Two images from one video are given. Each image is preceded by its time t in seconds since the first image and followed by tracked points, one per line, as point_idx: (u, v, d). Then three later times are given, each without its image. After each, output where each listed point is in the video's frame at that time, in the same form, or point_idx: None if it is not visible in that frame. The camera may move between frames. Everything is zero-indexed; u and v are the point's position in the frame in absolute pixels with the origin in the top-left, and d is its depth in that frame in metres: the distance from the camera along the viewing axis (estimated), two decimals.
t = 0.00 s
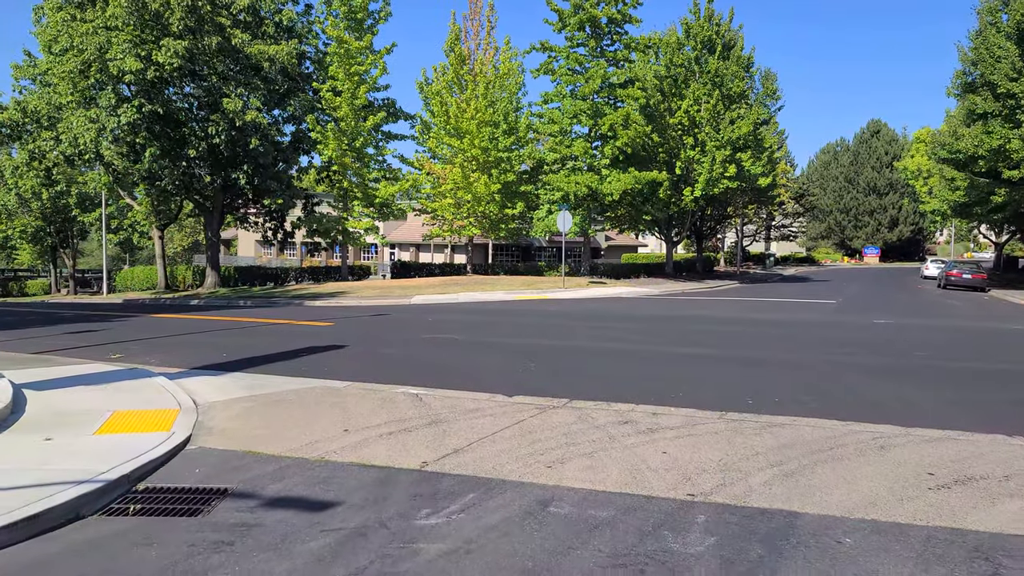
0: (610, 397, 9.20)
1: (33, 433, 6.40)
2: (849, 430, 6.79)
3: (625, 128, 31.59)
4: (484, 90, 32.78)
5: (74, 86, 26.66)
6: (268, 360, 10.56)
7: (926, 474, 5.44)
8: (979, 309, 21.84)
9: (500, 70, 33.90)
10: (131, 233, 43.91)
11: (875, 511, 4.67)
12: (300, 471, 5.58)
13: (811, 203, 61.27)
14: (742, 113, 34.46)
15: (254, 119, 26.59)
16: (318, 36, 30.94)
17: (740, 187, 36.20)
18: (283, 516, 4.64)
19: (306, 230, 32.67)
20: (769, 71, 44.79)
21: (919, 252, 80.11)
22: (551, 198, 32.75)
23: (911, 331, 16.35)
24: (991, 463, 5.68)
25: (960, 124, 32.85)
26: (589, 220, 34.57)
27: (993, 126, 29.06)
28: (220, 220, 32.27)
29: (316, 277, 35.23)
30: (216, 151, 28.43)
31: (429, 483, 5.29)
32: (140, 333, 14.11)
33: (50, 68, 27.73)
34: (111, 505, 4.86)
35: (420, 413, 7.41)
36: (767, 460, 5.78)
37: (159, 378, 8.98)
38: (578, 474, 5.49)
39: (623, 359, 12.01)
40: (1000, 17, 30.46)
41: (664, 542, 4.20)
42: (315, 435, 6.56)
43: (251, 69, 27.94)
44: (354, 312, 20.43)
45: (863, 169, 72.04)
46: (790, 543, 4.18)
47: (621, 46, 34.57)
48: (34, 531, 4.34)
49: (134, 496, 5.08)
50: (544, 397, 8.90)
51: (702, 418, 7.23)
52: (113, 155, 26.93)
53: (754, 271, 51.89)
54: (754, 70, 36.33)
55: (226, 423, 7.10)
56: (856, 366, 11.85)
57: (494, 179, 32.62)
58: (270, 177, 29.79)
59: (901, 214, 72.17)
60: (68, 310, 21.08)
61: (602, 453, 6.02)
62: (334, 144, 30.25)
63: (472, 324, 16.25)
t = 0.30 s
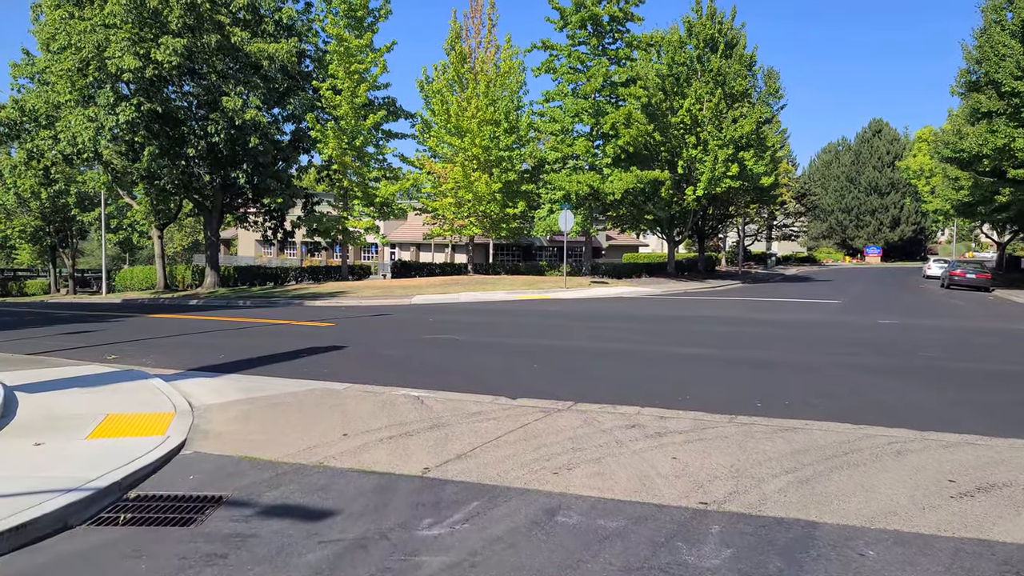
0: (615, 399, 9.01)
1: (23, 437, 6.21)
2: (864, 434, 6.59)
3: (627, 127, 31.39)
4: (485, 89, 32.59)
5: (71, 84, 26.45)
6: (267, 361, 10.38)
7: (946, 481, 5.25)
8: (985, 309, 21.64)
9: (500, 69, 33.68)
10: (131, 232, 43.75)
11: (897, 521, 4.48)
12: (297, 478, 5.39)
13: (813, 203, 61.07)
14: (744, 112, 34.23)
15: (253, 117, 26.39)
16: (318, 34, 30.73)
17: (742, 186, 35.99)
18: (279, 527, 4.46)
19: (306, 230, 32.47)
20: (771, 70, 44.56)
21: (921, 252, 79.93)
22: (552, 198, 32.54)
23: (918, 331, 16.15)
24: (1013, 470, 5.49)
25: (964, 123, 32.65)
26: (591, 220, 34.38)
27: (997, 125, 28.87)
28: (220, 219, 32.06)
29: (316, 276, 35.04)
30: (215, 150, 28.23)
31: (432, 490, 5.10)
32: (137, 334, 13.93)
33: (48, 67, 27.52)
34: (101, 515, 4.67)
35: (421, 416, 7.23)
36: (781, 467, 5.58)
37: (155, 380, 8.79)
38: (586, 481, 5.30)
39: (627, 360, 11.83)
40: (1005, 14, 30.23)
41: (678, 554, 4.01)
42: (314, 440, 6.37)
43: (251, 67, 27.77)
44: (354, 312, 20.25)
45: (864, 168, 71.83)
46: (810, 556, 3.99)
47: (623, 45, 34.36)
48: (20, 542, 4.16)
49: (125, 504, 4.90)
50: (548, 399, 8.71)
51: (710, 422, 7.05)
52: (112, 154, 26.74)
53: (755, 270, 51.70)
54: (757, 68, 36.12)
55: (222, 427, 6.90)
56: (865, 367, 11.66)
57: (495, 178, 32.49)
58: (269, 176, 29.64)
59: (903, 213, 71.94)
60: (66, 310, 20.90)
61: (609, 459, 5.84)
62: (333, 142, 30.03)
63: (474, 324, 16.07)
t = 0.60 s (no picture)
0: (621, 402, 8.82)
1: (13, 445, 6.02)
2: (879, 440, 6.40)
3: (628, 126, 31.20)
4: (485, 87, 32.37)
5: (69, 83, 26.21)
6: (265, 364, 10.19)
7: (969, 490, 5.05)
8: (990, 309, 21.49)
9: (501, 67, 33.47)
10: (130, 232, 43.54)
11: (922, 534, 4.28)
12: (295, 488, 5.20)
13: (814, 202, 60.85)
14: (746, 110, 34.02)
15: (253, 116, 26.18)
16: (317, 33, 30.51)
17: (745, 186, 35.79)
18: (275, 541, 4.26)
19: (305, 230, 32.28)
20: (773, 69, 44.35)
21: (922, 251, 79.75)
22: (554, 197, 32.32)
23: (924, 332, 15.96)
24: None
25: (968, 122, 32.45)
26: (592, 219, 34.18)
27: (1002, 124, 28.68)
28: (219, 219, 31.84)
29: (316, 276, 34.85)
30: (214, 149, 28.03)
31: (434, 501, 4.91)
32: (134, 336, 13.73)
33: (46, 65, 27.28)
34: (90, 527, 4.49)
35: (423, 421, 7.04)
36: (795, 475, 5.40)
37: (150, 383, 8.59)
38: (595, 490, 5.10)
39: (632, 362, 11.64)
40: (1009, 13, 30.03)
41: (693, 571, 3.81)
42: (312, 446, 6.17)
43: (250, 66, 27.60)
44: (354, 312, 20.06)
45: (866, 168, 71.63)
46: (833, 572, 3.81)
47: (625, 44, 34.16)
48: (4, 558, 3.97)
49: (116, 516, 4.71)
50: (553, 403, 8.52)
51: (719, 427, 6.85)
52: (110, 153, 26.53)
53: (757, 270, 51.50)
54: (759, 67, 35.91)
55: (217, 433, 6.71)
56: (874, 369, 11.46)
57: (496, 178, 32.33)
58: (269, 176, 29.53)
59: (904, 213, 71.75)
60: (63, 311, 20.71)
61: (618, 466, 5.65)
62: (333, 141, 29.80)
63: (475, 325, 15.88)
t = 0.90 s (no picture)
0: (623, 404, 8.65)
1: None
2: (890, 445, 6.22)
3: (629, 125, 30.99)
4: (485, 86, 32.18)
5: (66, 82, 26.02)
6: (261, 365, 10.01)
7: (986, 499, 4.87)
8: (994, 309, 21.34)
9: (501, 66, 33.27)
10: (129, 232, 43.33)
11: (940, 546, 4.10)
12: (288, 496, 5.02)
13: (815, 201, 60.66)
14: (748, 109, 33.81)
15: (251, 115, 26.00)
16: (316, 31, 30.31)
17: (746, 186, 35.62)
18: (264, 552, 4.08)
19: (304, 229, 32.09)
20: (774, 68, 44.14)
21: (924, 251, 79.58)
22: (554, 197, 32.12)
23: (930, 332, 15.77)
24: None
25: (971, 121, 32.27)
26: (592, 219, 33.99)
27: (1005, 123, 28.49)
28: (218, 218, 31.64)
29: (315, 276, 34.66)
30: (212, 148, 27.84)
31: (431, 510, 4.73)
32: (129, 336, 13.55)
33: (42, 64, 27.07)
34: (72, 539, 4.31)
35: (421, 425, 6.86)
36: (805, 483, 5.22)
37: (143, 386, 8.40)
38: (598, 499, 4.92)
39: (634, 363, 11.45)
40: (1013, 11, 29.85)
41: None
42: (307, 452, 5.99)
43: (248, 65, 27.43)
44: (353, 313, 19.90)
45: (867, 168, 71.55)
46: None
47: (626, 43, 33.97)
48: None
49: (100, 526, 4.53)
50: (554, 405, 8.34)
51: (725, 432, 6.68)
52: (107, 152, 26.33)
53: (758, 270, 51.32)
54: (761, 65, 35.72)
55: (209, 437, 6.52)
56: (880, 371, 11.27)
57: (496, 177, 32.17)
58: (268, 175, 29.45)
59: (905, 213, 71.57)
60: (60, 311, 20.54)
61: (622, 473, 5.47)
62: (333, 140, 29.58)
63: (475, 326, 15.72)
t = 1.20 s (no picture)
0: (626, 404, 8.43)
1: None
2: (902, 450, 6.00)
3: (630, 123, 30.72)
4: (485, 84, 31.95)
5: (62, 79, 25.77)
6: (254, 366, 9.78)
7: (1006, 508, 4.65)
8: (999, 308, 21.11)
9: (500, 64, 33.03)
10: (126, 231, 43.07)
11: (962, 559, 3.87)
12: (276, 504, 4.80)
13: (816, 201, 60.44)
14: (749, 107, 33.58)
15: (248, 113, 25.77)
16: (314, 28, 30.05)
17: (747, 184, 35.38)
18: (248, 566, 3.86)
19: (302, 228, 31.86)
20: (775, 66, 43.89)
21: (924, 250, 79.36)
22: (554, 195, 31.88)
23: (934, 332, 15.57)
24: None
25: (973, 119, 32.07)
26: (593, 218, 33.76)
27: (1008, 121, 28.27)
28: (215, 217, 31.37)
29: (314, 276, 34.43)
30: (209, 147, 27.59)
31: (425, 519, 4.50)
32: (121, 336, 13.33)
33: (38, 61, 26.81)
34: (45, 552, 4.08)
35: (417, 428, 6.65)
36: (816, 490, 5.00)
37: (131, 387, 8.17)
38: (599, 507, 4.70)
39: (635, 364, 11.23)
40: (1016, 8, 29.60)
41: None
42: (297, 457, 5.77)
43: (246, 62, 27.22)
44: (350, 312, 19.69)
45: (867, 167, 71.41)
46: None
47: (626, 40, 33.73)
48: None
49: (76, 538, 4.30)
50: (554, 407, 8.11)
51: (732, 436, 6.45)
52: (103, 150, 26.09)
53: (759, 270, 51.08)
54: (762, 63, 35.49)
55: (196, 441, 6.29)
56: (886, 371, 11.04)
57: (495, 175, 31.94)
58: (265, 173, 29.27)
59: (906, 212, 71.34)
60: (54, 311, 20.30)
61: (625, 479, 5.26)
62: (330, 138, 29.32)
63: (473, 325, 15.50)
